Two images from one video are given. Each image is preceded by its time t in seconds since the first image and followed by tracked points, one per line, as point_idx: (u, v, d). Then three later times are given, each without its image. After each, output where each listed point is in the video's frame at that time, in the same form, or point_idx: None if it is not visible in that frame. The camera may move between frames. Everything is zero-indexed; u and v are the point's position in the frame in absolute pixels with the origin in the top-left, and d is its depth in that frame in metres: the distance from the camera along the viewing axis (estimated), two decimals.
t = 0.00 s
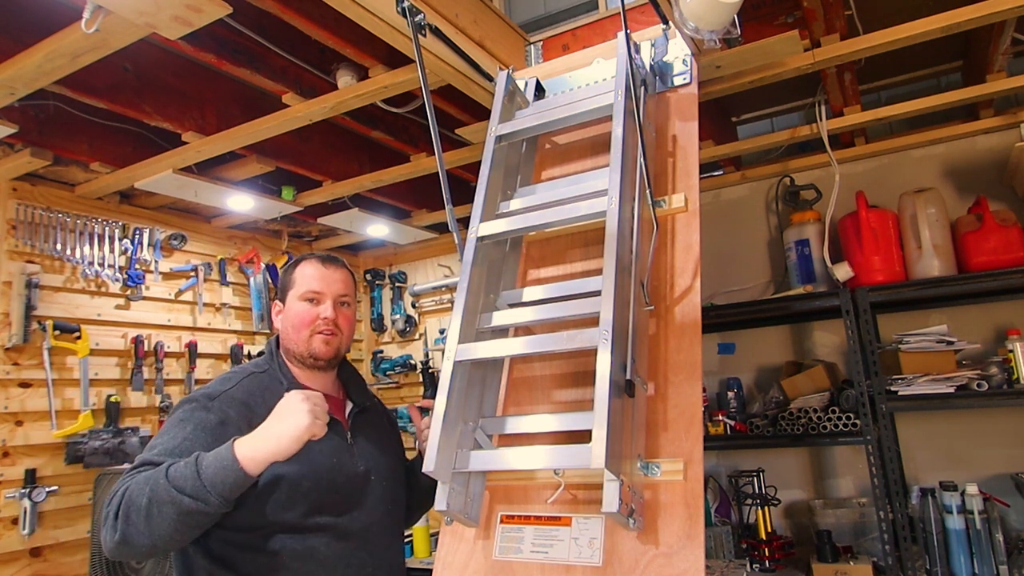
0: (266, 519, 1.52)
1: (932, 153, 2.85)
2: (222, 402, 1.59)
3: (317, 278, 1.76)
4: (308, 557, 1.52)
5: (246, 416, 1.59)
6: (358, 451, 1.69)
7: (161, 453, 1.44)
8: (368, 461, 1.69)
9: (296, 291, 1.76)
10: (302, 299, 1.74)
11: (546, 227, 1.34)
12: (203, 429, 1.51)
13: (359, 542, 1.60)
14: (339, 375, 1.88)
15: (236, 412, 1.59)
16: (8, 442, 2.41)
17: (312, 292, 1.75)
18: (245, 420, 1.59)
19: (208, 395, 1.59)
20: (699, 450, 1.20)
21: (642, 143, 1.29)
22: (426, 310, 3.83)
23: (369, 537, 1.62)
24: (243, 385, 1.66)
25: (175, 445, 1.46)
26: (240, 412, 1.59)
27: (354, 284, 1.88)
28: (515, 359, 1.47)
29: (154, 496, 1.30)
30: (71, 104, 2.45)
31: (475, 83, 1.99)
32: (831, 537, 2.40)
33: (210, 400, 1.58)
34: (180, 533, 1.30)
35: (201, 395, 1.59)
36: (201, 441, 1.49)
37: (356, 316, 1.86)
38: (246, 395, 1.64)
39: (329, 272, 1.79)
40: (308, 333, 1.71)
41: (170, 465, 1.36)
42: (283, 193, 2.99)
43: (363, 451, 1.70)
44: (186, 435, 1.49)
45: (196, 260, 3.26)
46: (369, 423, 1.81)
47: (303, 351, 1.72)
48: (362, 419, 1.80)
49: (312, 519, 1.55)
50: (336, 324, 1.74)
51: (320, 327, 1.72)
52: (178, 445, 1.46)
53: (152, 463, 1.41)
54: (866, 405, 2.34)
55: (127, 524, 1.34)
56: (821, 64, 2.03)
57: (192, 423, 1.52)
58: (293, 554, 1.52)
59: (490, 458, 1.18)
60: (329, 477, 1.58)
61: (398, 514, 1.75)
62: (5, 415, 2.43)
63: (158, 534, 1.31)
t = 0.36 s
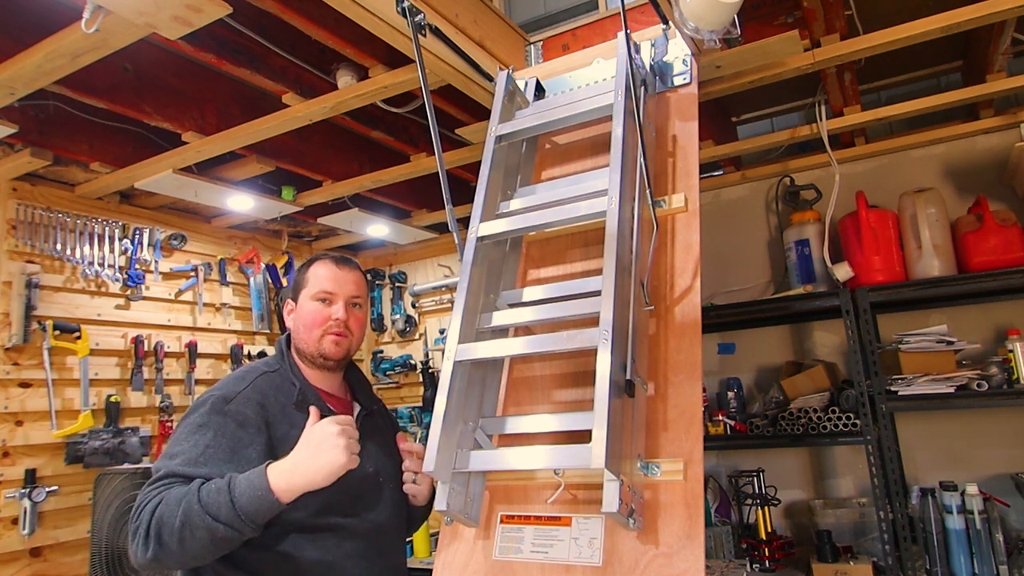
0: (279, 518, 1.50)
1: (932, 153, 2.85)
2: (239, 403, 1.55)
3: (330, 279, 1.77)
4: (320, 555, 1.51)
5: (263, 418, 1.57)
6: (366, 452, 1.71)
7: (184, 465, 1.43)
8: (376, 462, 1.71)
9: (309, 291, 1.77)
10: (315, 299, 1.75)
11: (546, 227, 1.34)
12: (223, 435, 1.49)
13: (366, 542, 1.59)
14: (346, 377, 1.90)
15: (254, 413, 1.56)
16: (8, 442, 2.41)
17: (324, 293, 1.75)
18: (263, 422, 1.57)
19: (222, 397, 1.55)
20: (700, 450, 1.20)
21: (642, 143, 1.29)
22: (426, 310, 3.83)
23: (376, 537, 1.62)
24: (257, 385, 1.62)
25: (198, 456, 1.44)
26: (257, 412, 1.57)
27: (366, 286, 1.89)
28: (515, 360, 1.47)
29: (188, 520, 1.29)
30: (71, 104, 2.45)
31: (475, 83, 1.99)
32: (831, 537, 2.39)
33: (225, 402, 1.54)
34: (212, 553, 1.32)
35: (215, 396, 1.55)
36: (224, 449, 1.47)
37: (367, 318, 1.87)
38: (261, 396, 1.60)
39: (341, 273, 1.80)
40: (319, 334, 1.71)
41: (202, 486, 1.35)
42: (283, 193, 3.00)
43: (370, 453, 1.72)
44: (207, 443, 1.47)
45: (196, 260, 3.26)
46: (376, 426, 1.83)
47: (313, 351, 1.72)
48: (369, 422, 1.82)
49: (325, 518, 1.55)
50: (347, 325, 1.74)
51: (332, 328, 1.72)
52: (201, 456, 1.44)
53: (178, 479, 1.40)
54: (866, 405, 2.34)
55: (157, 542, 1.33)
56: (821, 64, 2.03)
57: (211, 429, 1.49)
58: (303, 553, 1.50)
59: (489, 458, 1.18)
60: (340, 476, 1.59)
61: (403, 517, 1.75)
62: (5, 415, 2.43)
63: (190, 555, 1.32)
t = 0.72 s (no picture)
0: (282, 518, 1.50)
1: (932, 153, 2.85)
2: (240, 403, 1.55)
3: (335, 279, 1.78)
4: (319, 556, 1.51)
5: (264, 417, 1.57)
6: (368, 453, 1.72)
7: (185, 467, 1.43)
8: (376, 462, 1.72)
9: (314, 292, 1.78)
10: (319, 300, 1.76)
11: (546, 227, 1.34)
12: (224, 436, 1.49)
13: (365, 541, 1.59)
14: (351, 378, 1.90)
15: (255, 413, 1.55)
16: (8, 442, 2.41)
17: (328, 293, 1.76)
18: (264, 422, 1.56)
19: (224, 397, 1.55)
20: (700, 449, 1.20)
21: (642, 143, 1.29)
22: (426, 310, 3.83)
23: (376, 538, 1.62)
24: (258, 384, 1.62)
25: (199, 458, 1.44)
26: (258, 411, 1.56)
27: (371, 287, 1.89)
28: (515, 359, 1.47)
29: (189, 531, 1.29)
30: (71, 104, 2.45)
31: (475, 83, 1.99)
32: (831, 537, 2.39)
33: (226, 402, 1.54)
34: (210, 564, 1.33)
35: (217, 396, 1.55)
36: (225, 450, 1.47)
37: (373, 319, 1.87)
38: (262, 395, 1.60)
39: (346, 273, 1.80)
40: (322, 334, 1.72)
41: (204, 495, 1.35)
42: (283, 193, 3.00)
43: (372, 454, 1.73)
44: (208, 444, 1.47)
45: (196, 260, 3.26)
46: (378, 426, 1.84)
47: (316, 351, 1.73)
48: (371, 421, 1.83)
49: (326, 518, 1.54)
50: (350, 326, 1.75)
51: (334, 328, 1.73)
52: (202, 458, 1.45)
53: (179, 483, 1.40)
54: (866, 405, 2.35)
55: (158, 549, 1.34)
56: (821, 64, 2.02)
57: (212, 429, 1.49)
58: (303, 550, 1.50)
59: (489, 458, 1.18)
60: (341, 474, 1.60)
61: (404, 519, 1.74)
62: (5, 415, 2.43)
63: (189, 563, 1.33)
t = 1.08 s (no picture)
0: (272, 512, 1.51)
1: (933, 153, 2.85)
2: (236, 393, 1.57)
3: (331, 273, 1.81)
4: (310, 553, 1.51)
5: (258, 411, 1.58)
6: (367, 451, 1.70)
7: (170, 442, 1.44)
8: (375, 461, 1.70)
9: (309, 286, 1.81)
10: (314, 293, 1.79)
11: (546, 227, 1.34)
12: (214, 421, 1.51)
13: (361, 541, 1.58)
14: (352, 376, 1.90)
15: (248, 404, 1.57)
16: (8, 442, 2.41)
17: (323, 286, 1.79)
18: (256, 415, 1.57)
19: (223, 386, 1.58)
20: (700, 449, 1.20)
21: (642, 143, 1.29)
22: (426, 310, 3.83)
23: (371, 537, 1.60)
24: (256, 379, 1.64)
25: (186, 437, 1.46)
26: (252, 404, 1.57)
27: (368, 283, 1.91)
28: (515, 360, 1.47)
29: (157, 502, 1.30)
30: (71, 104, 2.45)
31: (475, 83, 2.00)
32: (831, 537, 2.39)
33: (223, 391, 1.56)
34: (168, 543, 1.32)
35: (215, 385, 1.58)
36: (212, 434, 1.48)
37: (370, 313, 1.88)
38: (259, 389, 1.62)
39: (341, 267, 1.84)
40: (316, 325, 1.73)
41: (182, 470, 1.36)
42: (283, 193, 3.00)
43: (371, 452, 1.71)
44: (197, 426, 1.48)
45: (196, 260, 3.26)
46: (380, 424, 1.82)
47: (311, 346, 1.73)
48: (373, 419, 1.81)
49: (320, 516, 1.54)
50: (344, 316, 1.76)
51: (329, 319, 1.75)
52: (189, 438, 1.46)
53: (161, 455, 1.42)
54: (866, 405, 2.35)
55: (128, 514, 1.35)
56: (821, 64, 2.02)
57: (205, 413, 1.51)
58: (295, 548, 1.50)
59: (489, 459, 1.18)
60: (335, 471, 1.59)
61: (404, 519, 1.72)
62: (5, 415, 2.43)
63: (151, 537, 1.32)
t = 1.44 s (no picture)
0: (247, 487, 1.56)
1: (932, 153, 2.85)
2: (243, 362, 1.74)
3: (329, 274, 1.82)
4: (285, 538, 1.53)
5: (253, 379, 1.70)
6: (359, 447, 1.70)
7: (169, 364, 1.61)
8: (367, 457, 1.70)
9: (309, 288, 1.83)
10: (313, 294, 1.81)
11: (546, 227, 1.34)
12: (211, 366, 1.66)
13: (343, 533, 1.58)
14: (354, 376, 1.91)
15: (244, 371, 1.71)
16: (8, 442, 2.41)
17: (322, 287, 1.80)
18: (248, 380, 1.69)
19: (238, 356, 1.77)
20: (700, 449, 1.20)
21: (642, 143, 1.29)
22: (426, 310, 3.83)
23: (354, 531, 1.60)
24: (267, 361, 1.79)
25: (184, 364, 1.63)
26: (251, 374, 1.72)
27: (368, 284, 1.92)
28: (515, 360, 1.47)
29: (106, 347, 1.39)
30: (71, 104, 2.45)
31: (475, 83, 2.00)
32: (831, 537, 2.39)
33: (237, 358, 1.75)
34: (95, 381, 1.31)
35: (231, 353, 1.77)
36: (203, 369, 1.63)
37: (369, 314, 1.89)
38: (264, 368, 1.75)
39: (340, 269, 1.85)
40: (314, 325, 1.75)
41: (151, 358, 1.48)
42: (283, 193, 3.00)
43: (363, 448, 1.70)
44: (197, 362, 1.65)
45: (196, 260, 3.26)
46: (379, 421, 1.81)
47: (310, 343, 1.74)
48: (372, 417, 1.80)
49: (299, 507, 1.57)
50: (342, 316, 1.77)
51: (326, 319, 1.76)
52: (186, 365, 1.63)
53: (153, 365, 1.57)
54: (866, 405, 2.35)
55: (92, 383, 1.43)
56: (821, 64, 2.02)
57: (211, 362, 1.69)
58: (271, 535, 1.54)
59: (489, 459, 1.18)
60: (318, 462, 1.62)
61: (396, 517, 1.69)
62: (5, 415, 2.43)
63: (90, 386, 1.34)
